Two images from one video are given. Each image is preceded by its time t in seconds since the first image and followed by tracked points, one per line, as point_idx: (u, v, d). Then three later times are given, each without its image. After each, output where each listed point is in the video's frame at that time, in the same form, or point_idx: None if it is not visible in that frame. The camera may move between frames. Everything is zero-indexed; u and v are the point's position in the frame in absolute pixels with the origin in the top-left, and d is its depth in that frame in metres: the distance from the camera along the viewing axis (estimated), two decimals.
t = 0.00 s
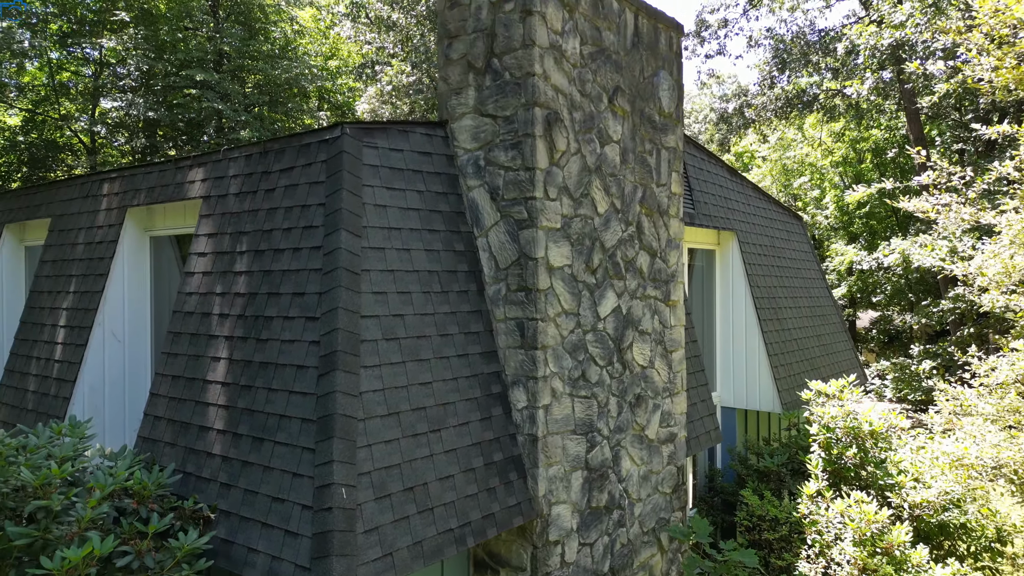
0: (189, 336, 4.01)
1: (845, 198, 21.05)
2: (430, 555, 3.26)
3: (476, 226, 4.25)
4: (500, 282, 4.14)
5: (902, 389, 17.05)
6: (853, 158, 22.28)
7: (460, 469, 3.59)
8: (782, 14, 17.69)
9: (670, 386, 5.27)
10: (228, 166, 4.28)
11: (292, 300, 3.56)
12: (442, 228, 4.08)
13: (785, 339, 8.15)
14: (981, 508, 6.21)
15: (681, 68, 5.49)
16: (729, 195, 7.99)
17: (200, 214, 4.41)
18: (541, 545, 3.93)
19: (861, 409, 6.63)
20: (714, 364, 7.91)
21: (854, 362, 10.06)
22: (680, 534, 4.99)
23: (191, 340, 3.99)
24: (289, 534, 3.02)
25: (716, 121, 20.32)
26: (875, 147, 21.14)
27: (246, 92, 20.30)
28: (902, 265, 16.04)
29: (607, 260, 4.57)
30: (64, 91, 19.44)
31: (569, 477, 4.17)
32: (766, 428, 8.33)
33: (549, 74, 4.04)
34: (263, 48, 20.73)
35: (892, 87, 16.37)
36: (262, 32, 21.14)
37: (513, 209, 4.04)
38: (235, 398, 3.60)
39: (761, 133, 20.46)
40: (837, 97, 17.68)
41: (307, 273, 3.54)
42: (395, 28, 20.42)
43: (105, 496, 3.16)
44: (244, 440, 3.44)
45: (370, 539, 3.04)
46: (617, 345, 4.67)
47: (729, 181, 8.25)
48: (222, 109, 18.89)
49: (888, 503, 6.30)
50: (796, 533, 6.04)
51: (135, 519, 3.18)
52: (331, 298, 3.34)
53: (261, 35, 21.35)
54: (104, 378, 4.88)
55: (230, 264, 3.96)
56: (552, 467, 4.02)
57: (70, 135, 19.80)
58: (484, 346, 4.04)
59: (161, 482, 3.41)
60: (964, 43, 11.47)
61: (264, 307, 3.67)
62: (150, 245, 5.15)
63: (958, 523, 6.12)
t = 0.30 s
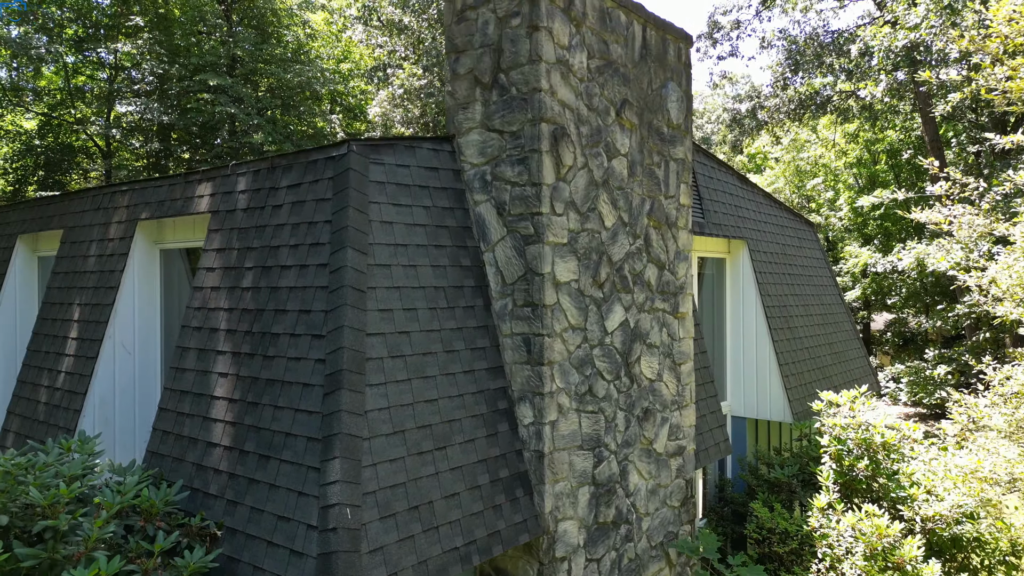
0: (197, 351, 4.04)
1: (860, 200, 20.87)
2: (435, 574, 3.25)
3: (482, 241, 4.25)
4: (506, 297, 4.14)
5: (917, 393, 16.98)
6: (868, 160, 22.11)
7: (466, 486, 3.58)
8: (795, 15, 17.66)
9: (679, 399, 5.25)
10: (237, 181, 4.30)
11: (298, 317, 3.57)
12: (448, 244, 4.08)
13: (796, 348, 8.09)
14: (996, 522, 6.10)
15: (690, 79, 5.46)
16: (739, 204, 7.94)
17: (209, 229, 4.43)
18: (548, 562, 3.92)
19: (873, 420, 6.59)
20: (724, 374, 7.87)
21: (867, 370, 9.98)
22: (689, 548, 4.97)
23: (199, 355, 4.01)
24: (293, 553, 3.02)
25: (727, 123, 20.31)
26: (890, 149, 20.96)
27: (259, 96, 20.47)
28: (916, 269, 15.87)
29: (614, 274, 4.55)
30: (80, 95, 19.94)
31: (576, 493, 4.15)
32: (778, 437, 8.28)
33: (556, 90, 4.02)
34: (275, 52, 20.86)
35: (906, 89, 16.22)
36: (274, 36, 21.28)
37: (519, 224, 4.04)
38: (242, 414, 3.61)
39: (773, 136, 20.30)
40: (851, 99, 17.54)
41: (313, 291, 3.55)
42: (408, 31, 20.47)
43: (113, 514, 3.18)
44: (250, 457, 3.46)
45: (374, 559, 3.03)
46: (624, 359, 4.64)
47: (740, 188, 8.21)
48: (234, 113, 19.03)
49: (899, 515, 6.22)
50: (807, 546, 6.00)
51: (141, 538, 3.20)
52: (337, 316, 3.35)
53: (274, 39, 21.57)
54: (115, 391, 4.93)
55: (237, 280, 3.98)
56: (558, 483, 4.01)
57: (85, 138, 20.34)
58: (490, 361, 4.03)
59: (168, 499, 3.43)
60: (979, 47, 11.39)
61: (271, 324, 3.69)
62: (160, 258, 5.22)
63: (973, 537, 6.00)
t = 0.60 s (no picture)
0: (201, 367, 4.05)
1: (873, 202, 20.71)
2: None
3: (486, 256, 4.25)
4: (510, 312, 4.13)
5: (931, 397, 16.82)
6: (881, 161, 21.95)
7: (468, 504, 3.58)
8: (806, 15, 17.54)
9: (684, 412, 5.22)
10: (241, 196, 4.32)
11: (300, 335, 3.58)
12: (451, 259, 4.08)
13: (805, 357, 8.04)
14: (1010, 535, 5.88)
15: (696, 90, 5.44)
16: (747, 212, 7.91)
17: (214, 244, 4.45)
18: None
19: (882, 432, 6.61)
20: (732, 383, 7.84)
21: (877, 379, 9.90)
22: (694, 562, 4.95)
23: (203, 371, 4.03)
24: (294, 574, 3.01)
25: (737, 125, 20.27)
26: (903, 150, 20.79)
27: (270, 99, 20.58)
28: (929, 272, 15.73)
29: (618, 288, 4.53)
30: (92, 98, 20.35)
31: (579, 509, 4.14)
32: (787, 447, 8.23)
33: (559, 105, 4.01)
34: (286, 55, 20.97)
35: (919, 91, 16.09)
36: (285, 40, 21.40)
37: (522, 240, 4.03)
38: (245, 431, 3.62)
39: (783, 137, 20.21)
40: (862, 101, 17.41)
41: (315, 309, 3.55)
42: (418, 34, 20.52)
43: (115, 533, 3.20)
44: (253, 475, 3.47)
45: None
46: (629, 373, 4.62)
47: (748, 197, 8.18)
48: (245, 117, 19.12)
49: (908, 529, 6.15)
50: (815, 559, 5.98)
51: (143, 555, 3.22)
52: (339, 335, 3.35)
53: (285, 42, 21.73)
54: (122, 404, 4.97)
55: (241, 296, 4.00)
56: (561, 500, 3.99)
57: (97, 142, 20.81)
58: (493, 378, 4.02)
59: (171, 517, 3.44)
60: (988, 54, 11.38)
61: (274, 341, 3.69)
62: (166, 271, 5.25)
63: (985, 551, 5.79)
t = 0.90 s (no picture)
0: (203, 383, 4.08)
1: (885, 203, 20.54)
2: None
3: (487, 271, 4.25)
4: (510, 327, 4.13)
5: (943, 400, 16.74)
6: (893, 163, 21.78)
7: (467, 522, 3.57)
8: (816, 16, 17.37)
9: (688, 425, 5.20)
10: (243, 211, 4.34)
11: (301, 352, 3.59)
12: (452, 274, 4.09)
13: (812, 366, 7.99)
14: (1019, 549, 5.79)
15: (700, 101, 5.42)
16: (754, 220, 7.88)
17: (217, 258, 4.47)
18: None
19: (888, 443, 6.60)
20: (738, 392, 7.82)
21: (887, 386, 9.82)
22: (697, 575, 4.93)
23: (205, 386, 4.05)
24: None
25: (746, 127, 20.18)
26: (916, 152, 20.61)
27: (280, 103, 20.67)
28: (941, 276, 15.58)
29: (620, 302, 4.51)
30: (105, 101, 20.66)
31: (580, 524, 4.13)
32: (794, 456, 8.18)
33: (560, 120, 4.01)
34: (296, 59, 21.05)
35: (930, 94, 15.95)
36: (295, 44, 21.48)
37: (523, 255, 4.03)
38: (246, 448, 3.64)
39: (794, 139, 20.09)
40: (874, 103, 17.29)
41: (316, 325, 3.56)
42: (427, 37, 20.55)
43: (115, 550, 3.22)
44: (253, 492, 3.48)
45: None
46: (631, 387, 4.61)
47: (754, 205, 8.14)
48: (255, 120, 19.19)
49: (915, 543, 6.09)
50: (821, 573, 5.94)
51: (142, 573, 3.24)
52: (338, 354, 3.36)
53: (294, 46, 21.77)
54: (128, 416, 5.01)
55: (243, 311, 4.02)
56: (561, 516, 3.98)
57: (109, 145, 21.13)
58: (493, 393, 4.02)
59: (172, 533, 3.46)
60: (999, 63, 11.31)
61: (274, 357, 3.71)
62: (171, 286, 5.30)
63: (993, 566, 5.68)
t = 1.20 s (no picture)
0: (204, 397, 4.10)
1: (896, 205, 20.39)
2: None
3: (486, 285, 4.26)
4: (508, 342, 4.13)
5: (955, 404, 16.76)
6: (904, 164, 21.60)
7: (464, 538, 3.57)
8: (827, 17, 17.17)
9: (689, 437, 5.18)
10: (244, 225, 4.37)
11: (298, 368, 3.60)
12: (451, 289, 4.09)
13: (817, 374, 7.94)
14: None
15: (701, 112, 5.41)
16: (759, 229, 7.85)
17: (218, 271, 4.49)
18: None
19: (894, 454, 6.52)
20: (742, 401, 7.80)
21: (893, 394, 9.75)
22: None
23: (205, 400, 4.07)
24: None
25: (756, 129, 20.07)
26: (927, 153, 20.44)
27: (288, 106, 20.74)
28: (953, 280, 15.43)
29: (619, 315, 4.50)
30: (117, 105, 20.98)
31: (579, 539, 4.12)
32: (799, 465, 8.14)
33: (558, 135, 4.01)
34: (305, 62, 21.12)
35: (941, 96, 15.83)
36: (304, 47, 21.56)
37: (521, 270, 4.03)
38: (244, 463, 3.65)
39: (804, 141, 19.96)
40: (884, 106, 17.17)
41: (313, 342, 3.58)
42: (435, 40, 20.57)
43: (113, 566, 3.25)
44: (250, 508, 3.49)
45: None
46: (630, 401, 4.60)
47: (760, 213, 8.12)
48: (264, 124, 19.26)
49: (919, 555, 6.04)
50: None
51: None
52: (334, 371, 3.36)
53: (304, 49, 21.68)
54: (131, 426, 5.06)
55: (243, 325, 4.04)
56: (560, 531, 3.97)
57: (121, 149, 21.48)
58: (491, 408, 4.03)
59: (170, 549, 3.48)
60: (1008, 73, 11.23)
61: (273, 373, 3.72)
62: (174, 298, 5.34)
63: None
